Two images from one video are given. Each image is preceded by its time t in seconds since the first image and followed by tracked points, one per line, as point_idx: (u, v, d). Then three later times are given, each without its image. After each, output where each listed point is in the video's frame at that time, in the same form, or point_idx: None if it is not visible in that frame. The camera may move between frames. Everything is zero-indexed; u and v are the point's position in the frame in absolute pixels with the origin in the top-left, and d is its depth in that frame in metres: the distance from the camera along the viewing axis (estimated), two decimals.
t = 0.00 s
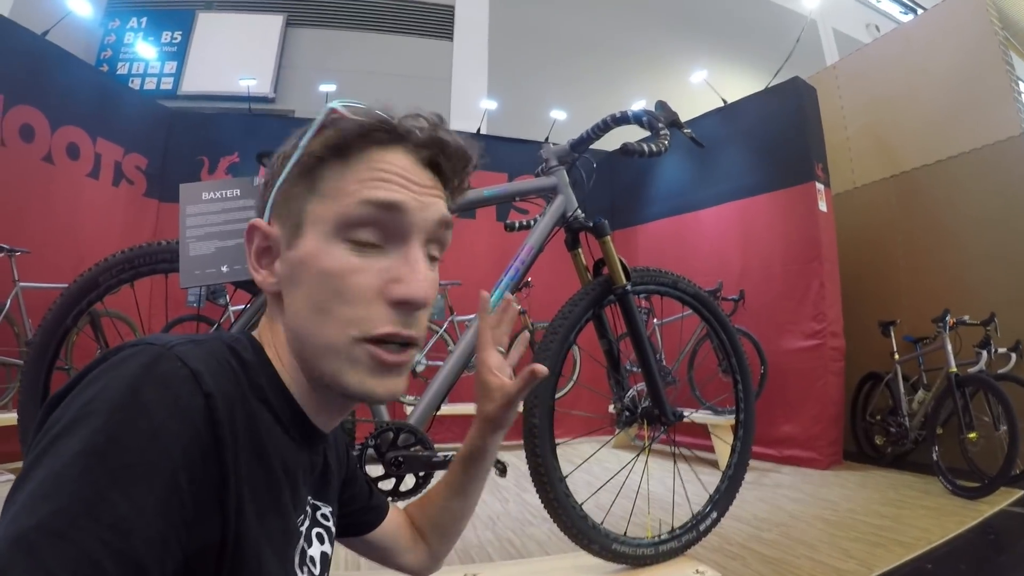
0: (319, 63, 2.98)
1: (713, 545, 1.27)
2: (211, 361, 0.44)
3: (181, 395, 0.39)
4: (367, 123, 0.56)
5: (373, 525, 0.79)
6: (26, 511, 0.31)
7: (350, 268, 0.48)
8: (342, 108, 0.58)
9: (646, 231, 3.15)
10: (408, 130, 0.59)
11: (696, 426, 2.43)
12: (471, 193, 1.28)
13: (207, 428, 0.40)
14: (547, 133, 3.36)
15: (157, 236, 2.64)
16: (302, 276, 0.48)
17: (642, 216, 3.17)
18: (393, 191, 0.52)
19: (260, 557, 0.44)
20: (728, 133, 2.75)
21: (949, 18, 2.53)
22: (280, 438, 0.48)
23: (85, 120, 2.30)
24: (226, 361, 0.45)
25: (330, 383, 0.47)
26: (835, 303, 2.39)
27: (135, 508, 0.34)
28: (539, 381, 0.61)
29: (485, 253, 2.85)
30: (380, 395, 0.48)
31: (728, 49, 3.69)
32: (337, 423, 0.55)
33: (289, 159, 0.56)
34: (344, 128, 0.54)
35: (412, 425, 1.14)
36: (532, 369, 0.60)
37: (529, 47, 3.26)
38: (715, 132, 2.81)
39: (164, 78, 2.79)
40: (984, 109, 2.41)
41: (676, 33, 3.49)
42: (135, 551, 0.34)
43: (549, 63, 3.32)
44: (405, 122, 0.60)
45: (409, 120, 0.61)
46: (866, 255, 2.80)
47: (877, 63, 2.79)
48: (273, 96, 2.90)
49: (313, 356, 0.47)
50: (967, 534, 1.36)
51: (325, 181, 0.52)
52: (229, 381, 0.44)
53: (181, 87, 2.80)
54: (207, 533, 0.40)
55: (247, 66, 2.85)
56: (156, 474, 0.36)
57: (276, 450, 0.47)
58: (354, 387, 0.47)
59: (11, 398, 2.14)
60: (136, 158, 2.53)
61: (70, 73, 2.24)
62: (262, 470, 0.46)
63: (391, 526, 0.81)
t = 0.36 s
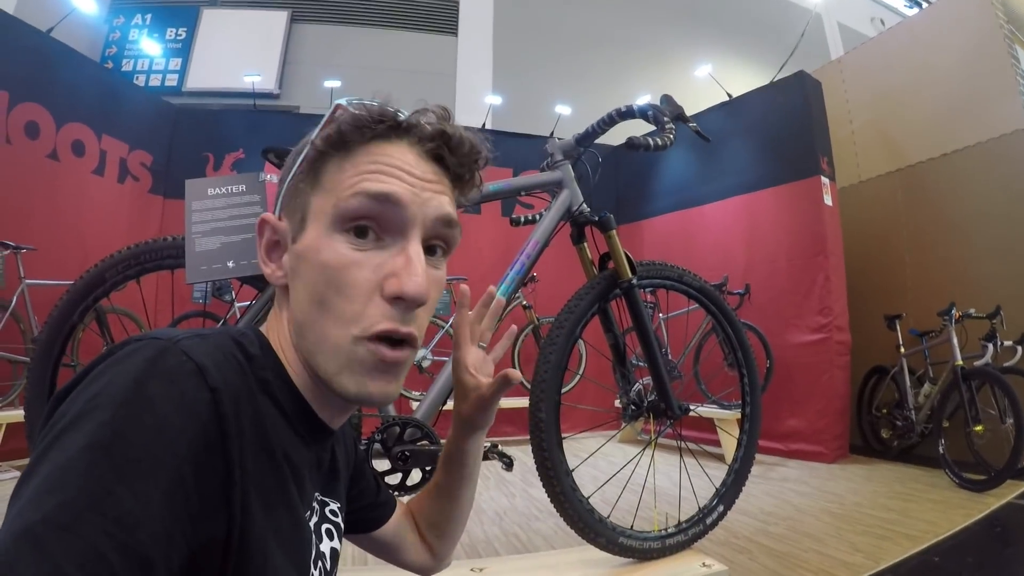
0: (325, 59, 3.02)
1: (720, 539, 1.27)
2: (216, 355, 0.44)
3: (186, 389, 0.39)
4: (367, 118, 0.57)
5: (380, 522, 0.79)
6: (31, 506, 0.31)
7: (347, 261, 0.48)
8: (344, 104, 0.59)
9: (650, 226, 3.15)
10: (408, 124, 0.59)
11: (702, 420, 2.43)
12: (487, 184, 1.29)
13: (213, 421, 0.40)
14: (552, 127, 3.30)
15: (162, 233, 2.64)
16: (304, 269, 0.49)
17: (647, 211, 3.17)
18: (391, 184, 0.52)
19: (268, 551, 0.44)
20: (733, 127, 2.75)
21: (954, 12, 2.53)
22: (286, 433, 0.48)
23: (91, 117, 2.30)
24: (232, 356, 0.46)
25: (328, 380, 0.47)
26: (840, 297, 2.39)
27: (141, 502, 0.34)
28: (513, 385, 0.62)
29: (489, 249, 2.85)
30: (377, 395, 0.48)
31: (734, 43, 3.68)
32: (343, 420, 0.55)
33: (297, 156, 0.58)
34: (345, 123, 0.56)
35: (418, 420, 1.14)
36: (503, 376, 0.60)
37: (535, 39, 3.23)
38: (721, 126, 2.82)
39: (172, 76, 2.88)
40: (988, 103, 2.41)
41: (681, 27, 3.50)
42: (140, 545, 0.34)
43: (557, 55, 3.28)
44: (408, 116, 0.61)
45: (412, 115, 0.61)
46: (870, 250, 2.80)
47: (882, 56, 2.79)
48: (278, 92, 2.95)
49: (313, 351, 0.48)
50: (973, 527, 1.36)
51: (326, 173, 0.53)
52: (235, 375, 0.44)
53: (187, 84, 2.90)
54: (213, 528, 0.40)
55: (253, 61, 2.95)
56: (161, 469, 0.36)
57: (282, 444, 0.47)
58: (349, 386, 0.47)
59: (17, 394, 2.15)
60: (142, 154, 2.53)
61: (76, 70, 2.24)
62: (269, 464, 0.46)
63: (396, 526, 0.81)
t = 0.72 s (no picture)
0: (325, 60, 3.06)
1: (721, 537, 1.28)
2: (220, 358, 0.44)
3: (191, 392, 0.39)
4: (378, 128, 0.57)
5: (392, 515, 0.80)
6: (37, 507, 0.31)
7: (356, 269, 0.48)
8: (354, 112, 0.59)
9: (651, 225, 3.15)
10: (419, 134, 0.59)
11: (703, 419, 2.44)
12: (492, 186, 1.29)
13: (218, 424, 0.40)
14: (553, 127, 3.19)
15: (163, 233, 2.63)
16: (312, 274, 0.49)
17: (647, 210, 3.17)
18: (401, 196, 0.52)
19: (271, 552, 0.44)
20: (734, 127, 2.75)
21: (954, 12, 2.53)
22: (290, 436, 0.48)
23: (92, 117, 2.29)
24: (236, 358, 0.46)
25: (336, 379, 0.48)
26: (840, 297, 2.40)
27: (146, 503, 0.34)
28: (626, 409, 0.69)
29: (490, 249, 2.85)
30: (385, 393, 0.48)
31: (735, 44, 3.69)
32: (347, 421, 0.55)
33: (307, 161, 0.58)
34: (357, 132, 0.56)
35: (420, 420, 1.14)
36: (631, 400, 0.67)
37: (537, 38, 3.21)
38: (721, 126, 2.81)
39: (172, 76, 2.91)
40: (988, 103, 2.41)
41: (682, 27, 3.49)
42: (145, 546, 0.34)
43: (559, 54, 3.24)
44: (420, 128, 0.60)
45: (424, 125, 0.61)
46: (870, 250, 2.81)
47: (883, 56, 2.80)
48: (278, 91, 2.96)
49: (321, 355, 0.48)
50: (971, 525, 1.37)
51: (337, 182, 0.53)
52: (239, 377, 0.44)
53: (187, 84, 2.92)
54: (218, 529, 0.40)
55: (253, 62, 2.97)
56: (165, 471, 0.36)
57: (286, 446, 0.47)
58: (357, 385, 0.47)
59: (18, 394, 2.15)
60: (141, 154, 2.52)
61: (77, 70, 2.24)
62: (273, 466, 0.46)
63: (414, 511, 0.83)
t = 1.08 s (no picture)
0: (324, 59, 3.06)
1: (718, 535, 1.28)
2: (227, 355, 0.44)
3: (198, 389, 0.39)
4: (390, 122, 0.57)
5: (393, 525, 0.79)
6: (43, 505, 0.31)
7: (370, 265, 0.48)
8: (365, 107, 0.59)
9: (649, 225, 3.15)
10: (429, 130, 0.59)
11: (701, 418, 2.45)
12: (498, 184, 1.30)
13: (225, 421, 0.40)
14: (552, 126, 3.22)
15: (160, 231, 2.63)
16: (325, 271, 0.49)
17: (645, 210, 3.18)
18: (413, 192, 0.52)
19: (276, 551, 0.44)
20: (732, 127, 2.76)
21: (951, 14, 2.55)
22: (297, 434, 0.48)
23: (90, 115, 2.29)
24: (243, 355, 0.46)
25: (349, 380, 0.48)
26: (837, 296, 2.41)
27: (152, 501, 0.34)
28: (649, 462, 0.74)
29: (488, 248, 2.85)
30: (398, 393, 0.49)
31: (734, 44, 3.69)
32: (354, 420, 0.55)
33: (317, 155, 0.58)
34: (368, 126, 0.55)
35: (420, 418, 1.14)
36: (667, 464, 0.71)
37: (535, 37, 3.21)
38: (719, 125, 2.82)
39: (170, 73, 2.93)
40: (984, 104, 2.43)
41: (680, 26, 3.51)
42: (150, 543, 0.34)
43: (557, 53, 3.24)
44: (429, 121, 0.60)
45: (434, 119, 0.61)
46: (867, 249, 2.82)
47: (880, 57, 2.81)
48: (276, 90, 2.95)
49: (333, 353, 0.48)
50: (967, 523, 1.37)
51: (349, 178, 0.53)
52: (246, 375, 0.44)
53: (185, 82, 2.94)
54: (224, 527, 0.40)
55: (251, 60, 2.97)
56: (171, 469, 0.36)
57: (293, 444, 0.47)
58: (371, 385, 0.47)
59: (15, 392, 2.14)
60: (139, 153, 2.52)
61: (76, 67, 2.24)
62: (279, 464, 0.46)
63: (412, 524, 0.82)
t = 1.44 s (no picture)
0: (322, 57, 3.06)
1: (716, 533, 1.28)
2: (225, 352, 0.44)
3: (195, 387, 0.39)
4: (399, 123, 0.57)
5: (387, 528, 0.79)
6: (38, 504, 0.31)
7: (373, 263, 0.48)
8: (372, 104, 0.59)
9: (648, 223, 3.15)
10: (438, 131, 0.58)
11: (699, 416, 2.44)
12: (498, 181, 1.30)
13: (222, 420, 0.40)
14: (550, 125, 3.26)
15: (158, 230, 2.63)
16: (328, 267, 0.49)
17: (644, 208, 3.18)
18: (420, 191, 0.52)
19: (273, 550, 0.44)
20: (730, 125, 2.76)
21: (950, 13, 2.55)
22: (295, 432, 0.48)
23: (88, 114, 2.29)
24: (241, 353, 0.46)
25: (350, 374, 0.48)
26: (835, 295, 2.41)
27: (147, 501, 0.34)
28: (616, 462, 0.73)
29: (486, 247, 2.85)
30: (398, 389, 0.48)
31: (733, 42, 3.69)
32: (353, 417, 0.55)
33: (323, 153, 0.58)
34: (377, 126, 0.55)
35: (419, 416, 1.14)
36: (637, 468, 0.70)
37: (533, 36, 3.21)
38: (717, 124, 2.82)
39: (168, 72, 2.94)
40: (983, 103, 2.42)
41: (679, 25, 3.51)
42: (146, 543, 0.34)
43: (555, 51, 3.25)
44: (437, 123, 0.60)
45: (442, 121, 0.61)
46: (866, 248, 2.82)
47: (878, 56, 2.81)
48: (274, 88, 2.95)
49: (335, 349, 0.48)
50: (966, 521, 1.37)
51: (355, 176, 0.53)
52: (244, 373, 0.44)
53: (184, 80, 2.95)
54: (220, 526, 0.40)
55: (249, 58, 2.97)
56: (168, 468, 0.36)
57: (290, 442, 0.47)
58: (372, 379, 0.47)
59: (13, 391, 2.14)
60: (137, 151, 2.52)
61: (74, 65, 2.24)
62: (276, 462, 0.46)
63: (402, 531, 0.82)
